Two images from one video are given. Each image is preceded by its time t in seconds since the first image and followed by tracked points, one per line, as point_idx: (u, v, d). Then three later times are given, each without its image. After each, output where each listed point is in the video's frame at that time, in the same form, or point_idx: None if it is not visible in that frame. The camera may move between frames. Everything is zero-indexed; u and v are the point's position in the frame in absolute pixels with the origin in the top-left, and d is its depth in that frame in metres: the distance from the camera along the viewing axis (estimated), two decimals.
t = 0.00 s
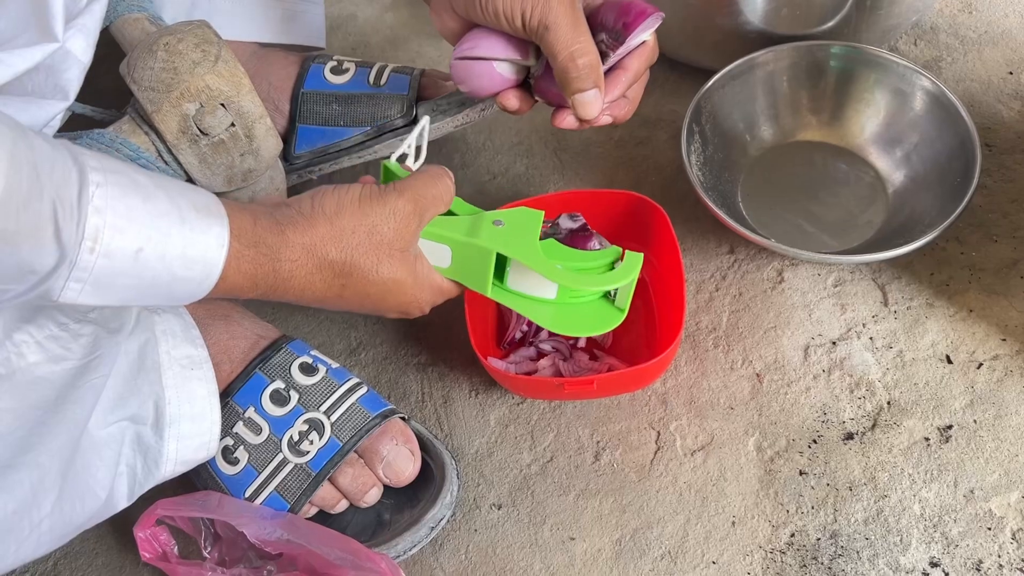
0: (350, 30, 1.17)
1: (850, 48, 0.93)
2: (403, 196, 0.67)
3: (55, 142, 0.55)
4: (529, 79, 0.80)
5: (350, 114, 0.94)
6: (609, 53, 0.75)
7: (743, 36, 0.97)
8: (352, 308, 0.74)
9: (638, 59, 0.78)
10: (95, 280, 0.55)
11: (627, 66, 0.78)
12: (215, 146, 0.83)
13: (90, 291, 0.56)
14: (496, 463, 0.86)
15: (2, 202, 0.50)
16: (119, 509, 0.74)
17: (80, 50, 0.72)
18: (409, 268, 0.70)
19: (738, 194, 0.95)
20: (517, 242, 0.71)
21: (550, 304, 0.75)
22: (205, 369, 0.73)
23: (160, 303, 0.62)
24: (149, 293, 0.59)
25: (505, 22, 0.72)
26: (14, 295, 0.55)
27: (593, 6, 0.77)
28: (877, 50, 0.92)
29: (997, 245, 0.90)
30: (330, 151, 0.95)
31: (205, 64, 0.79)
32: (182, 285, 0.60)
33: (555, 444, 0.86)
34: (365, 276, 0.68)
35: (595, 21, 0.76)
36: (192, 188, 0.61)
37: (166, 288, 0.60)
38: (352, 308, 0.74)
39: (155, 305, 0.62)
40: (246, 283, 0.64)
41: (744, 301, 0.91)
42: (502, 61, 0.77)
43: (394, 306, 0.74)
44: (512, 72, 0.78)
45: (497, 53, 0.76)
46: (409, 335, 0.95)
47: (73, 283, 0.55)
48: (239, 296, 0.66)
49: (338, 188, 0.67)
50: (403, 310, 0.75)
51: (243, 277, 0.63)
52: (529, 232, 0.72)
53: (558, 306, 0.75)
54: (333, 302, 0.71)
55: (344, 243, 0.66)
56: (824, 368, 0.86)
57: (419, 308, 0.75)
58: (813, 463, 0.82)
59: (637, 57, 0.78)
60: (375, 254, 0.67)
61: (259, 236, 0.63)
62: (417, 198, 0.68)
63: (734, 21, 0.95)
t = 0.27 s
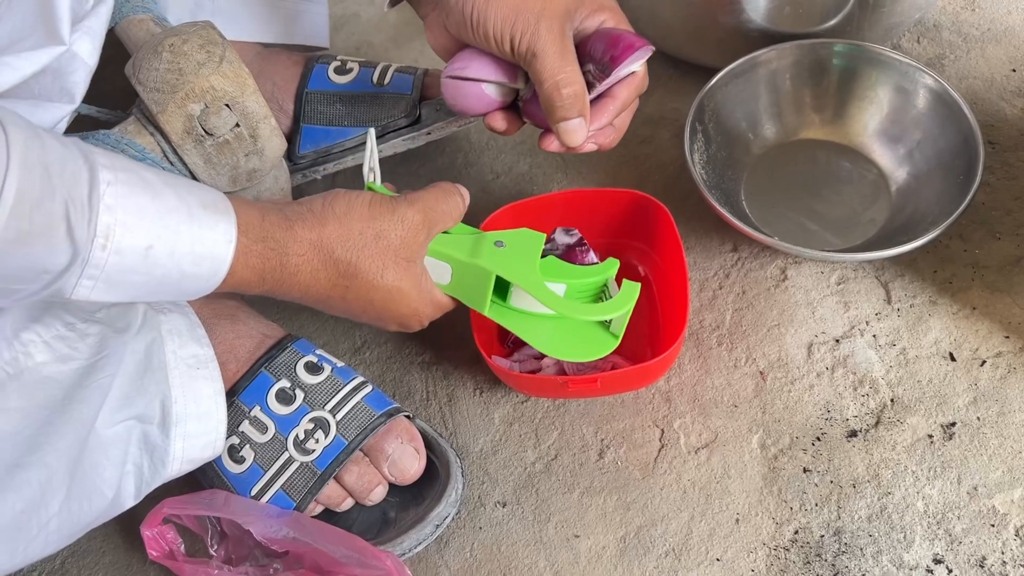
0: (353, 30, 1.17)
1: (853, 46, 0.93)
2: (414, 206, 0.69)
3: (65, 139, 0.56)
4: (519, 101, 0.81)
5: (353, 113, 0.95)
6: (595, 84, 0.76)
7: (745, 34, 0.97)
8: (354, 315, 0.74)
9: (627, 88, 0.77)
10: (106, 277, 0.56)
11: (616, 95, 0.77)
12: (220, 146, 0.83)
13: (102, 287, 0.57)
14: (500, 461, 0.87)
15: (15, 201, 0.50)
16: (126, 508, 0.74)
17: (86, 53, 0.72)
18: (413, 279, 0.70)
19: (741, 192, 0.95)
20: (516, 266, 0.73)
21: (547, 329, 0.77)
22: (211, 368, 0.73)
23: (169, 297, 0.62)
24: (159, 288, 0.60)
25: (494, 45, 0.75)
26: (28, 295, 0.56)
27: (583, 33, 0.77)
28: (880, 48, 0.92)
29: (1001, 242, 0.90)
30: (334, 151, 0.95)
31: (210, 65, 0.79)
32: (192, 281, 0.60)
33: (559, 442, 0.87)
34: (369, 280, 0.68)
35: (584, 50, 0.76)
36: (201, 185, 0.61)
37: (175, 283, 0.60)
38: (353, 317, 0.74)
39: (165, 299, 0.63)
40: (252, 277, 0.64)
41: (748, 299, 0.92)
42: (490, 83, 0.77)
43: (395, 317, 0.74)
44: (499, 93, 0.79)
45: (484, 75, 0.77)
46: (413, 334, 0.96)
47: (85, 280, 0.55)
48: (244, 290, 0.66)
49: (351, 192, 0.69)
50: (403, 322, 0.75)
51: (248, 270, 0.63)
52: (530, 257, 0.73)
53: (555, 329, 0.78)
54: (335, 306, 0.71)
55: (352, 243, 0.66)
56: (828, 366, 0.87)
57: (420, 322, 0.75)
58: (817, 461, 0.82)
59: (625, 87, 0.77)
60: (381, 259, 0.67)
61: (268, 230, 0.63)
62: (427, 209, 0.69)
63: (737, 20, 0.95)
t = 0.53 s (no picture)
0: (355, 27, 1.17)
1: (855, 41, 0.93)
2: (427, 219, 0.72)
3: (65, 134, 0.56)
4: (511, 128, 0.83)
5: (355, 110, 0.95)
6: (583, 121, 0.77)
7: (748, 29, 0.97)
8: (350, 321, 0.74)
9: (617, 122, 0.77)
10: (112, 270, 0.56)
11: (606, 129, 0.77)
12: (221, 143, 0.83)
13: (109, 280, 0.57)
14: (503, 458, 0.87)
15: (20, 194, 0.50)
16: (130, 505, 0.74)
17: (87, 50, 0.72)
18: (417, 286, 0.71)
19: (744, 188, 0.95)
20: (521, 285, 0.70)
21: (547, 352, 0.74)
22: (213, 366, 0.72)
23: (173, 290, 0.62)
24: (164, 280, 0.60)
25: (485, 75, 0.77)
26: (32, 290, 0.55)
27: (575, 69, 0.79)
28: (883, 43, 0.92)
29: (1005, 238, 0.90)
30: (336, 147, 0.96)
31: (210, 62, 0.79)
32: (196, 273, 0.60)
33: (562, 439, 0.86)
34: (373, 282, 0.69)
35: (576, 85, 0.77)
36: (203, 176, 0.61)
37: (180, 275, 0.60)
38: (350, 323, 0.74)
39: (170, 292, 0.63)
40: (256, 267, 0.64)
41: (751, 296, 0.91)
42: (479, 109, 0.79)
43: (394, 327, 0.74)
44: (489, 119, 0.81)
45: (475, 101, 0.79)
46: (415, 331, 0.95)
47: (91, 273, 0.55)
48: (243, 282, 0.66)
49: (365, 194, 0.70)
50: (400, 334, 0.75)
51: (251, 262, 0.63)
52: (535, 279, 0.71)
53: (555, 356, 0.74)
54: (333, 308, 0.72)
55: (361, 241, 0.67)
56: (831, 362, 0.86)
57: (417, 337, 0.76)
58: (820, 457, 0.82)
59: (615, 120, 0.77)
60: (386, 262, 0.68)
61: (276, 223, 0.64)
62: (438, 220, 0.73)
63: (739, 15, 0.94)
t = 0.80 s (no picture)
0: (359, 26, 1.17)
1: (861, 37, 0.92)
2: (439, 189, 0.69)
3: (78, 138, 0.56)
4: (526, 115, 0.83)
5: (359, 108, 0.94)
6: (603, 104, 0.79)
7: (753, 26, 0.96)
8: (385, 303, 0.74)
9: (634, 104, 0.79)
10: (121, 276, 0.56)
11: (623, 110, 0.79)
12: (226, 141, 0.83)
13: (118, 286, 0.56)
14: (508, 455, 0.87)
15: (25, 201, 0.50)
16: (136, 503, 0.74)
17: (94, 49, 0.72)
18: (440, 259, 0.70)
19: (749, 185, 0.95)
20: (549, 231, 0.73)
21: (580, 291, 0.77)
22: (219, 363, 0.73)
23: (187, 295, 0.62)
24: (174, 286, 0.60)
25: (505, 62, 0.77)
26: (43, 296, 0.56)
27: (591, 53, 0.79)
28: (888, 38, 0.92)
29: (1011, 233, 0.90)
30: (341, 145, 0.96)
31: (215, 60, 0.79)
32: (210, 277, 0.60)
33: (567, 436, 0.86)
34: (402, 267, 0.69)
35: (593, 69, 0.78)
36: (216, 181, 0.61)
37: (193, 281, 0.60)
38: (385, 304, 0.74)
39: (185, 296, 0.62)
40: (278, 271, 0.63)
41: (756, 292, 0.91)
42: (499, 96, 0.79)
43: (429, 300, 0.74)
44: (507, 107, 0.80)
45: (495, 88, 0.78)
46: (421, 329, 0.95)
47: (101, 279, 0.55)
48: (274, 284, 0.66)
49: (375, 181, 0.68)
50: (434, 305, 0.75)
51: (275, 267, 0.63)
52: (558, 224, 0.74)
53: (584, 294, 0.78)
54: (367, 295, 0.72)
55: (384, 231, 0.67)
56: (837, 359, 0.86)
57: (451, 302, 0.76)
58: (827, 454, 0.82)
59: (631, 103, 0.79)
60: (414, 245, 0.68)
61: (293, 224, 0.63)
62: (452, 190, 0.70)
63: (745, 11, 0.94)
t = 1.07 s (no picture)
0: (361, 28, 1.17)
1: (861, 38, 0.93)
2: (416, 207, 0.67)
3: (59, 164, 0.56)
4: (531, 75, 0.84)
5: (361, 109, 0.95)
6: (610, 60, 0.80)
7: (753, 27, 0.97)
8: (374, 343, 0.70)
9: (639, 62, 0.81)
10: (77, 309, 0.55)
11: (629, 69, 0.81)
12: (229, 145, 0.84)
13: (75, 317, 0.55)
14: (510, 456, 0.87)
15: None
16: (139, 503, 0.75)
17: (90, 47, 0.72)
18: (425, 284, 0.66)
19: (750, 186, 0.95)
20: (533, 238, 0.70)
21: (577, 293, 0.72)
22: (222, 366, 0.73)
23: (158, 332, 0.61)
24: (142, 319, 0.58)
25: (514, 19, 0.75)
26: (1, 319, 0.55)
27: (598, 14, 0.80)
28: (888, 40, 0.92)
29: (1011, 234, 0.90)
30: (343, 146, 0.96)
31: (218, 64, 0.79)
32: (174, 313, 0.58)
33: (569, 437, 0.87)
34: (387, 293, 0.65)
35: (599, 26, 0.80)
36: (198, 212, 0.60)
37: (158, 317, 0.58)
38: (375, 343, 0.70)
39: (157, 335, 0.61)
40: (255, 305, 0.61)
41: (757, 293, 0.91)
42: (506, 54, 0.79)
43: (422, 329, 0.69)
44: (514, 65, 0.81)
45: (502, 46, 0.78)
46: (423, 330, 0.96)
47: (53, 309, 0.54)
48: (254, 326, 0.63)
49: (349, 209, 0.66)
50: (428, 336, 0.70)
51: (251, 301, 0.61)
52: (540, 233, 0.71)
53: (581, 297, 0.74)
54: (354, 333, 0.67)
55: (364, 255, 0.64)
56: (838, 359, 0.86)
57: (444, 329, 0.71)
58: (827, 455, 0.82)
59: (636, 62, 0.81)
60: (396, 268, 0.65)
61: (266, 255, 0.61)
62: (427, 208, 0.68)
63: (746, 13, 0.94)
